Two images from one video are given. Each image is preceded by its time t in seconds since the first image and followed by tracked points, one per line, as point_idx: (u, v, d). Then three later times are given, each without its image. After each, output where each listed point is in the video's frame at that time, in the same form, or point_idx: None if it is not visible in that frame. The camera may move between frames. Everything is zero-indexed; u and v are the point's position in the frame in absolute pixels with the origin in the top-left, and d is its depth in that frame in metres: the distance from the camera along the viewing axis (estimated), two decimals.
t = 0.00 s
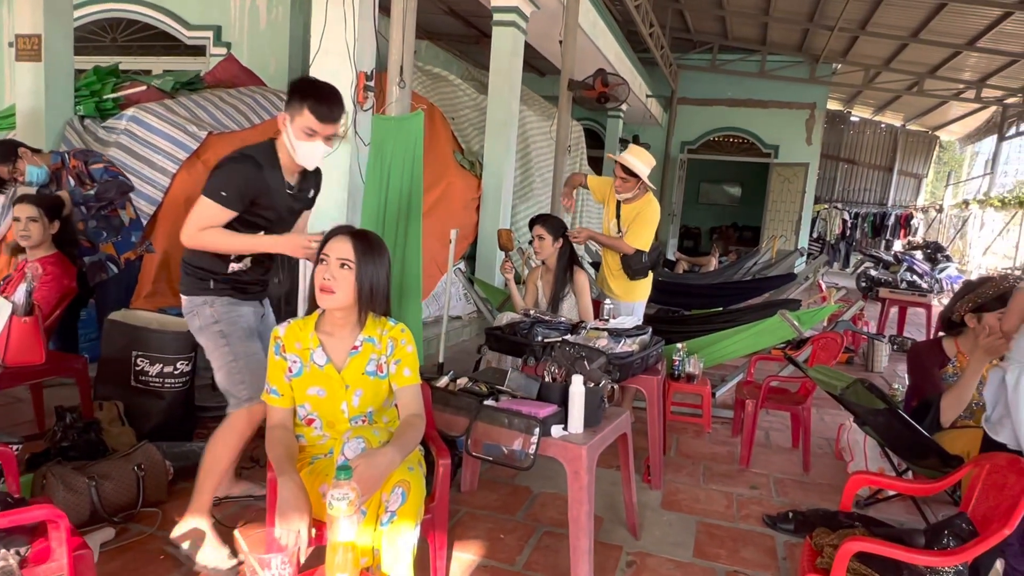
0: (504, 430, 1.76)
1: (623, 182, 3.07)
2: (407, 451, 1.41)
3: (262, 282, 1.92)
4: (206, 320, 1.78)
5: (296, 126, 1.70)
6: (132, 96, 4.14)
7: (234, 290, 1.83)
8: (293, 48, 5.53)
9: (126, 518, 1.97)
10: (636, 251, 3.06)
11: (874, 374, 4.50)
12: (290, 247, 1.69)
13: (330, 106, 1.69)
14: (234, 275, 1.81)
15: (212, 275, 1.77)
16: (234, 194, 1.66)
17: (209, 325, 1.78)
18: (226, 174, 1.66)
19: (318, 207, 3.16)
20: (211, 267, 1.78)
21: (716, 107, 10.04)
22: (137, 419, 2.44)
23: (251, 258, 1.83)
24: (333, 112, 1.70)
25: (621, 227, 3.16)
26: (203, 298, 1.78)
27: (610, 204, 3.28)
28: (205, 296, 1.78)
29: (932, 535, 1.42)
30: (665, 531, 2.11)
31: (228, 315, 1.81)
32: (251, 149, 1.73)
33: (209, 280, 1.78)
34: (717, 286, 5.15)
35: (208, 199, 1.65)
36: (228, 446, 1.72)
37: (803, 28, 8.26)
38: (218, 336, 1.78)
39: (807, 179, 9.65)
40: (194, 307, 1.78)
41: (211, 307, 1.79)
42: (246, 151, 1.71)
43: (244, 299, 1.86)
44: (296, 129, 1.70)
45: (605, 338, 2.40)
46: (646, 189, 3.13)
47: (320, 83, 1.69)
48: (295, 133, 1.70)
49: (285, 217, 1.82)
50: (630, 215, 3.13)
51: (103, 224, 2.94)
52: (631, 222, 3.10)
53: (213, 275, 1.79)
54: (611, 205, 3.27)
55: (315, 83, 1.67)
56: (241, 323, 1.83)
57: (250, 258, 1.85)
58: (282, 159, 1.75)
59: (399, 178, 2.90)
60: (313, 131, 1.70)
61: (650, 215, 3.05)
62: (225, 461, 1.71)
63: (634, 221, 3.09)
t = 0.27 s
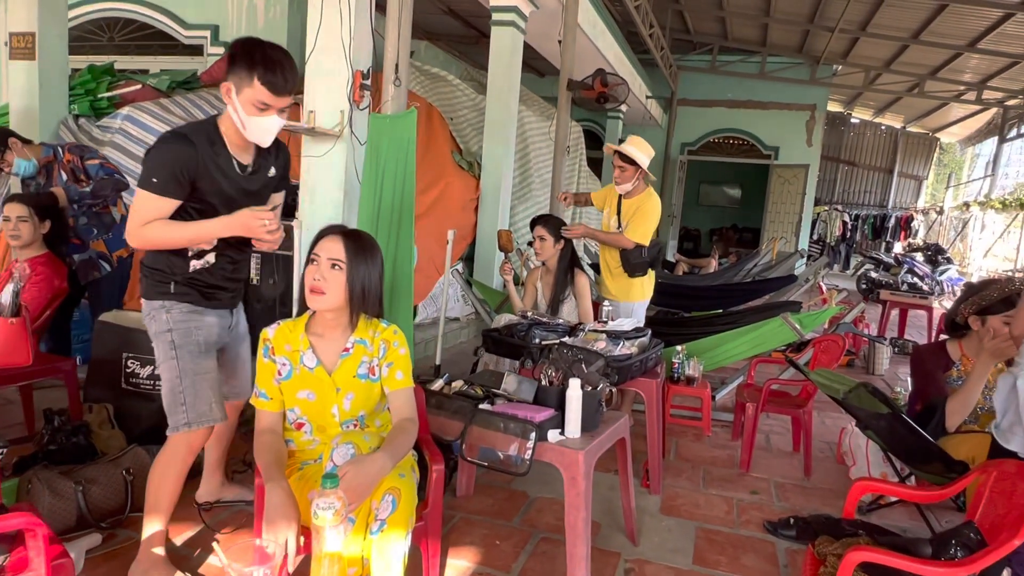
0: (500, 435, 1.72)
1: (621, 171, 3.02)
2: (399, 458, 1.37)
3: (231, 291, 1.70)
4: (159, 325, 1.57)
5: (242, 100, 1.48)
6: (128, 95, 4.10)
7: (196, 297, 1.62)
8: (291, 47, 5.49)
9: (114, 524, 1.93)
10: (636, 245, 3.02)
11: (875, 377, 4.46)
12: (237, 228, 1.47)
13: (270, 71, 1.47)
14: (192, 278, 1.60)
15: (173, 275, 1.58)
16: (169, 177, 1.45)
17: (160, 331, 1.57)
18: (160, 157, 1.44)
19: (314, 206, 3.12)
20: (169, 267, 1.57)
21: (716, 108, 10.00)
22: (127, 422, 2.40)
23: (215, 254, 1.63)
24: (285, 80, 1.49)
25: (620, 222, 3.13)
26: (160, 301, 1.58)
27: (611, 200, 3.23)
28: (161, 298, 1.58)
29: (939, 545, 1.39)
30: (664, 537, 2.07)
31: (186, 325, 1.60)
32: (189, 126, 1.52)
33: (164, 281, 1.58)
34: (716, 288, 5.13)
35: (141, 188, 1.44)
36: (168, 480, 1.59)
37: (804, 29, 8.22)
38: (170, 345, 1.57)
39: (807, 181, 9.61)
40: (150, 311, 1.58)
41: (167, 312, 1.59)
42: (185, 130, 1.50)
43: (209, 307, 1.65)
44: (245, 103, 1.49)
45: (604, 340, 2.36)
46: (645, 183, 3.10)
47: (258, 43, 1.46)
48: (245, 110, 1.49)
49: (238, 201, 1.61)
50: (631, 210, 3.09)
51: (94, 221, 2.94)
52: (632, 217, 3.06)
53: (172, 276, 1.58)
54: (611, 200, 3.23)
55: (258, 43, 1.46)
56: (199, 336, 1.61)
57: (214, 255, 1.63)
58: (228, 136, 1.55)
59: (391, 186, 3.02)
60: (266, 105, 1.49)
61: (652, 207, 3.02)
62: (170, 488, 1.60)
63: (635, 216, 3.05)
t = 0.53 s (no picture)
0: (500, 438, 1.69)
1: (624, 167, 2.98)
2: (394, 463, 1.33)
3: (208, 288, 1.65)
4: (141, 335, 1.50)
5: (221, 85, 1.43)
6: (128, 95, 4.08)
7: (178, 301, 1.55)
8: (293, 48, 5.47)
9: (108, 528, 1.90)
10: (639, 243, 2.97)
11: (882, 380, 4.41)
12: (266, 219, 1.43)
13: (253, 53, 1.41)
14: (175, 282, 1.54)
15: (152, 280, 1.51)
16: (159, 165, 1.38)
17: (143, 341, 1.50)
18: (144, 147, 1.37)
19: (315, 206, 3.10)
20: (145, 270, 1.50)
21: (721, 110, 9.95)
22: (123, 424, 2.37)
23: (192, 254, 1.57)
24: (270, 63, 1.44)
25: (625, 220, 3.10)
26: (142, 309, 1.50)
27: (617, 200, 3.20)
28: (141, 306, 1.50)
29: (953, 555, 1.35)
30: (667, 543, 2.03)
31: (168, 332, 1.53)
32: (157, 109, 1.44)
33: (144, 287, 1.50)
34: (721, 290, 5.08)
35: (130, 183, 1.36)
36: (157, 489, 1.56)
37: (809, 30, 8.17)
38: (154, 356, 1.51)
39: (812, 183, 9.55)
40: (129, 318, 1.50)
41: (149, 319, 1.51)
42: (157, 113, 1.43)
43: (191, 308, 1.59)
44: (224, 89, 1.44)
45: (607, 342, 2.33)
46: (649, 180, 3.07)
47: (239, 22, 1.41)
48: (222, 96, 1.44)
49: (209, 185, 1.56)
50: (635, 208, 3.05)
51: (94, 220, 2.96)
52: (636, 216, 3.03)
53: (151, 280, 1.51)
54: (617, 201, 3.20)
55: (240, 25, 1.40)
56: (185, 343, 1.56)
57: (190, 255, 1.57)
58: (200, 119, 1.49)
59: (390, 189, 3.16)
60: (249, 91, 1.46)
61: (655, 204, 2.98)
62: (159, 494, 1.56)
63: (638, 215, 3.01)
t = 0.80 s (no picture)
0: (501, 442, 1.65)
1: (629, 165, 2.94)
2: (391, 467, 1.30)
3: (194, 287, 1.61)
4: (125, 339, 1.47)
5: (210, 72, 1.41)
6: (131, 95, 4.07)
7: (163, 304, 1.52)
8: (297, 47, 5.45)
9: (102, 531, 1.88)
10: (650, 241, 2.93)
11: (890, 383, 4.35)
12: (279, 222, 1.38)
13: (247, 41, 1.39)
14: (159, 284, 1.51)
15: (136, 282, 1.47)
16: (152, 153, 1.34)
17: (126, 345, 1.47)
18: (138, 136, 1.34)
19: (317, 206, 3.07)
20: (127, 270, 1.47)
21: (727, 111, 9.90)
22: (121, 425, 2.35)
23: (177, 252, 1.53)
24: (264, 50, 1.42)
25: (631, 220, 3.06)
26: (125, 310, 1.47)
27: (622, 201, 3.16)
28: (124, 309, 1.47)
29: (968, 565, 1.31)
30: (672, 549, 1.99)
31: (153, 336, 1.50)
32: (142, 98, 1.41)
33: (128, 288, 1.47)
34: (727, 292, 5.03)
35: (126, 177, 1.32)
36: (143, 493, 1.53)
37: (816, 30, 8.11)
38: (138, 361, 1.48)
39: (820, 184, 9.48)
40: (112, 321, 1.47)
41: (133, 322, 1.48)
42: (144, 101, 1.40)
43: (177, 310, 1.55)
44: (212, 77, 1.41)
45: (610, 344, 2.29)
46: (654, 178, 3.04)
47: (231, 7, 1.38)
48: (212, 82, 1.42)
49: (196, 176, 1.53)
50: (640, 207, 3.01)
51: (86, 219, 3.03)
52: (642, 216, 2.99)
53: (135, 281, 1.47)
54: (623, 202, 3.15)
55: (232, 10, 1.38)
56: (171, 347, 1.52)
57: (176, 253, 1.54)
58: (185, 105, 1.47)
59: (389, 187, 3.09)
60: (240, 80, 1.44)
61: (663, 202, 2.94)
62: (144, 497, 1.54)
63: (645, 215, 2.97)
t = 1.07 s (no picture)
0: (502, 444, 1.62)
1: (635, 163, 2.91)
2: (389, 470, 1.28)
3: (186, 286, 1.59)
4: (112, 339, 1.45)
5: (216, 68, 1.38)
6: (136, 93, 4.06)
7: (152, 303, 1.49)
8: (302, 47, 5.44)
9: (101, 531, 1.86)
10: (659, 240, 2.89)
11: (899, 387, 4.30)
12: (285, 217, 1.36)
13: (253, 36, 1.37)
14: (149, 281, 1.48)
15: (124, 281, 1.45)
16: (153, 146, 1.32)
17: (114, 346, 1.45)
18: (138, 127, 1.32)
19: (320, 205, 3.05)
20: (116, 267, 1.45)
21: (734, 111, 9.84)
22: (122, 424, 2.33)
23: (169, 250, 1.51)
24: (269, 47, 1.40)
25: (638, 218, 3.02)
26: (113, 310, 1.45)
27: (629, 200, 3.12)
28: (112, 308, 1.45)
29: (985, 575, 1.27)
30: (676, 554, 1.96)
31: (141, 336, 1.47)
32: (141, 88, 1.38)
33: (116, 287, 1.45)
34: (734, 293, 4.99)
35: (128, 168, 1.30)
36: (133, 496, 1.51)
37: (824, 30, 8.06)
38: (126, 362, 1.45)
39: (827, 185, 9.42)
40: (100, 320, 1.45)
41: (121, 322, 1.46)
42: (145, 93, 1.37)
43: (168, 309, 1.53)
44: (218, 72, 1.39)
45: (615, 345, 2.26)
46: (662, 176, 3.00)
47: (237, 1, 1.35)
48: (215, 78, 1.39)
49: (194, 173, 1.51)
50: (648, 207, 2.97)
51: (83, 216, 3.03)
52: (649, 215, 2.96)
53: (123, 278, 1.45)
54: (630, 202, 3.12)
55: (237, 4, 1.35)
56: (160, 348, 1.50)
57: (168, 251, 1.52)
58: (187, 100, 1.44)
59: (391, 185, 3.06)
60: (244, 76, 1.41)
61: (671, 201, 2.90)
62: (136, 500, 1.51)
63: (652, 215, 2.94)
